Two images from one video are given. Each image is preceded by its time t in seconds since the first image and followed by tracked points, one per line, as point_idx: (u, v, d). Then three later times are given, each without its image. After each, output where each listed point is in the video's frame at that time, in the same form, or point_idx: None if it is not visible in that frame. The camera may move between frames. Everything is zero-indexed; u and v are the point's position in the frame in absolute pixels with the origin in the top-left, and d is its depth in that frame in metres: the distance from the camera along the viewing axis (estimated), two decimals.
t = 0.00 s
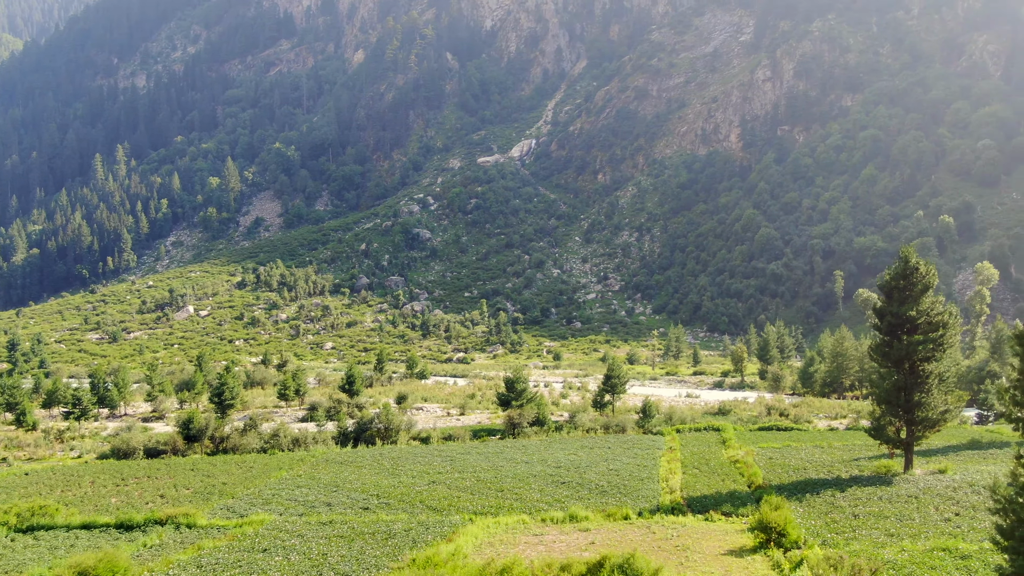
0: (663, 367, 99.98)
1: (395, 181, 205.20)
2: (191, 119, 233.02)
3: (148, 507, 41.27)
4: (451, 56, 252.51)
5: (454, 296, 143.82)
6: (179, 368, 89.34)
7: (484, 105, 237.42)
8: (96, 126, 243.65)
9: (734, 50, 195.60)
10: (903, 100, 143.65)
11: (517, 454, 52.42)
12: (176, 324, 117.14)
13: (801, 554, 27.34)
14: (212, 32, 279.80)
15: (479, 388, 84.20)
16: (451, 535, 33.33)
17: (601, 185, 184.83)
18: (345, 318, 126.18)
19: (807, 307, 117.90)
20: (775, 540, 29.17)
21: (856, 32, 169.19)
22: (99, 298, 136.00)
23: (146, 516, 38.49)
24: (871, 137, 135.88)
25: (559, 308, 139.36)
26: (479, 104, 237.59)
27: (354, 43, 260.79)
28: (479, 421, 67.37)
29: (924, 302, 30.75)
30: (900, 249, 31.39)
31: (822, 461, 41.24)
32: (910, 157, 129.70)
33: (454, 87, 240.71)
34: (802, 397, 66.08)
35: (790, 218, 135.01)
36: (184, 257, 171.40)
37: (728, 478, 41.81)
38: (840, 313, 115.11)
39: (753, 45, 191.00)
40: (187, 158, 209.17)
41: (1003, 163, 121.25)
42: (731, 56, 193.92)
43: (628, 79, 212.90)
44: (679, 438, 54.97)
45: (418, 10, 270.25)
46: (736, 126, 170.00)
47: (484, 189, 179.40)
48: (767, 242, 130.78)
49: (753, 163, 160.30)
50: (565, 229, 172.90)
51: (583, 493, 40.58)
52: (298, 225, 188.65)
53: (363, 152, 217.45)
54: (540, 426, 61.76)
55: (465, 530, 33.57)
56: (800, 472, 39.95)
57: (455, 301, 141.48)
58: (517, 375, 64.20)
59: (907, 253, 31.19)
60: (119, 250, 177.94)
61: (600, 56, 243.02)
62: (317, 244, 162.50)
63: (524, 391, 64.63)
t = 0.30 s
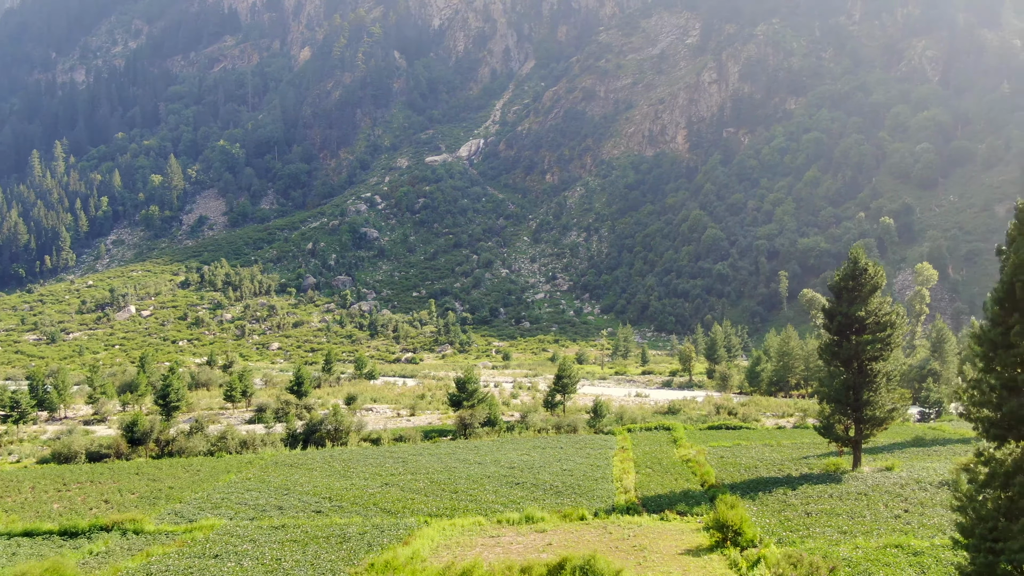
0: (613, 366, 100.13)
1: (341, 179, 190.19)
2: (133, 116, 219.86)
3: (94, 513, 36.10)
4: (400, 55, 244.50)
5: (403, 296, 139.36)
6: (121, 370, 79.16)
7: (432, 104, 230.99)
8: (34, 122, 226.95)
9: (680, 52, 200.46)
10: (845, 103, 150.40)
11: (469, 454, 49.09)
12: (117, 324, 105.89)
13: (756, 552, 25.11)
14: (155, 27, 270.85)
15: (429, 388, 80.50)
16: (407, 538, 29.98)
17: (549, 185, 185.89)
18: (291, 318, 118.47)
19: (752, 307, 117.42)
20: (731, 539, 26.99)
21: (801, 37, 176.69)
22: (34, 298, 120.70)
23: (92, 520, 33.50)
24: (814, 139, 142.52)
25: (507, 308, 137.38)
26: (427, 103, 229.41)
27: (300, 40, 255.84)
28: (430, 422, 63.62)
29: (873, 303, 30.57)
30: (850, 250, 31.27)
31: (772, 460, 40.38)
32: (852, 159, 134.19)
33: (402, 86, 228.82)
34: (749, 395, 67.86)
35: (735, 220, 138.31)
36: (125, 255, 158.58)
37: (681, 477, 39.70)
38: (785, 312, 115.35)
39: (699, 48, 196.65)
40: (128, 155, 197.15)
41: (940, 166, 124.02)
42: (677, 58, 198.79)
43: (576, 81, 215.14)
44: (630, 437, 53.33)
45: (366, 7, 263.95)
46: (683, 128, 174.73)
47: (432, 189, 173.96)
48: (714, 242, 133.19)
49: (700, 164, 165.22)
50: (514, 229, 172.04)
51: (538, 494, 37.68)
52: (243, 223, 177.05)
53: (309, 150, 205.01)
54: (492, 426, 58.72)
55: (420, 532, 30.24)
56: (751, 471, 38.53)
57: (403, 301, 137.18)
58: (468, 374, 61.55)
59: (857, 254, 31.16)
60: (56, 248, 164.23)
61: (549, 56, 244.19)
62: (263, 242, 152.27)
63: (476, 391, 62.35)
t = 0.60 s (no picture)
0: (561, 366, 99.57)
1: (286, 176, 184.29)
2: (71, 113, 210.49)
3: (32, 520, 31.10)
4: (346, 53, 237.50)
5: (350, 296, 131.03)
6: (60, 372, 69.79)
7: (379, 103, 225.17)
8: None
9: (626, 54, 205.70)
10: (787, 106, 157.29)
11: (421, 456, 45.43)
12: (55, 325, 94.26)
13: (714, 551, 23.41)
14: (95, 22, 265.92)
15: (378, 388, 75.69)
16: (363, 540, 26.63)
17: (498, 185, 182.35)
18: (235, 318, 109.26)
19: (698, 307, 118.85)
20: (688, 539, 25.08)
21: (745, 40, 184.72)
22: None
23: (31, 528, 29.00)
24: (758, 142, 147.99)
25: (456, 309, 134.36)
26: (374, 103, 224.45)
27: (245, 37, 246.41)
28: (379, 423, 58.72)
29: (822, 303, 30.68)
30: (799, 251, 31.34)
31: (724, 460, 39.71)
32: (796, 161, 138.00)
33: (349, 84, 223.94)
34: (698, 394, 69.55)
35: (681, 220, 141.74)
36: (64, 253, 143.48)
37: (634, 477, 37.79)
38: (730, 311, 116.98)
39: (645, 51, 201.74)
40: (66, 152, 184.80)
41: (881, 169, 128.34)
42: (623, 60, 203.90)
43: (523, 81, 215.19)
44: (582, 437, 51.65)
45: (312, 3, 257.38)
46: (629, 129, 178.33)
47: (378, 188, 166.60)
48: (660, 242, 135.66)
49: (646, 164, 169.15)
50: (462, 229, 168.32)
51: (491, 495, 34.69)
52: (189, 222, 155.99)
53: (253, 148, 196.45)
54: (442, 427, 54.91)
55: (376, 535, 27.06)
56: (704, 470, 37.20)
57: (351, 301, 128.24)
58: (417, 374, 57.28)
59: (807, 255, 31.21)
60: None
61: (498, 55, 242.81)
62: (207, 241, 141.56)
63: (426, 392, 57.65)
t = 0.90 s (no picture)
0: (512, 367, 98.11)
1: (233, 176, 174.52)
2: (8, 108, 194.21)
3: None
4: (293, 51, 227.85)
5: (297, 296, 126.71)
6: None
7: (327, 101, 215.96)
8: None
9: (575, 55, 209.27)
10: (733, 108, 162.66)
11: (373, 457, 41.76)
12: None
13: (674, 550, 21.78)
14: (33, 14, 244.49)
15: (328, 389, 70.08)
16: (317, 544, 23.80)
17: (447, 185, 180.15)
18: (181, 318, 101.93)
19: (647, 307, 119.84)
20: (645, 539, 23.24)
21: (693, 42, 189.03)
22: None
23: None
24: (707, 145, 151.94)
25: (405, 309, 130.15)
26: (322, 100, 215.16)
27: (190, 33, 231.14)
28: (329, 425, 53.85)
29: (774, 303, 30.80)
30: (752, 252, 31.35)
31: (677, 459, 39.06)
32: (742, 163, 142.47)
33: (296, 82, 215.38)
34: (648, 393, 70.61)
35: (630, 220, 144.11)
36: None
37: (589, 477, 35.89)
38: (679, 312, 118.66)
39: (594, 51, 205.80)
40: None
41: (826, 172, 133.22)
42: (573, 61, 206.83)
43: (472, 81, 213.01)
44: (535, 437, 49.83)
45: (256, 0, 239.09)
46: (578, 130, 181.24)
47: (327, 186, 161.65)
48: (609, 243, 137.24)
49: (595, 165, 171.20)
50: (411, 228, 164.93)
51: (446, 497, 31.83)
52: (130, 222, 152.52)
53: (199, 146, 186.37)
54: (394, 429, 50.86)
55: (331, 540, 24.09)
56: (660, 469, 36.01)
57: (298, 301, 124.62)
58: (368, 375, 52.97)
59: (758, 257, 31.27)
60: None
61: (446, 54, 239.40)
62: (149, 241, 130.42)
63: (378, 392, 53.72)
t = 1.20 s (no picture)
0: (455, 367, 96.05)
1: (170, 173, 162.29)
2: None
3: None
4: (232, 47, 217.91)
5: (235, 296, 118.40)
6: None
7: (267, 99, 205.49)
8: None
9: (517, 56, 210.75)
10: (673, 110, 167.67)
11: (319, 460, 37.96)
12: None
13: (627, 549, 20.06)
14: None
15: (269, 391, 64.49)
16: (267, 549, 20.94)
17: (389, 185, 176.20)
18: (114, 319, 92.98)
19: (589, 307, 121.28)
20: (597, 540, 21.39)
21: (634, 45, 194.23)
22: None
23: None
24: (648, 146, 155.86)
25: (347, 309, 124.35)
26: (261, 98, 204.50)
27: (125, 28, 222.72)
28: (272, 428, 49.55)
29: (721, 304, 30.98)
30: (699, 253, 31.40)
31: (624, 459, 37.81)
32: (681, 165, 146.95)
33: (235, 78, 204.42)
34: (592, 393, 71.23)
35: (572, 221, 146.26)
36: None
37: (537, 478, 33.71)
38: (620, 312, 120.04)
39: (536, 52, 208.37)
40: None
41: (764, 173, 138.06)
42: (515, 62, 208.28)
43: (414, 80, 209.60)
44: (482, 438, 47.47)
45: None
46: (520, 130, 181.93)
47: (267, 185, 153.35)
48: (552, 243, 138.27)
49: (537, 166, 172.63)
50: (352, 228, 158.79)
51: (396, 499, 28.94)
52: (61, 220, 142.50)
53: (134, 143, 175.34)
54: (339, 430, 47.63)
55: (282, 545, 21.24)
56: (608, 469, 34.29)
57: (238, 301, 116.44)
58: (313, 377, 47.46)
59: (705, 258, 31.37)
60: None
61: (388, 54, 233.27)
62: (82, 241, 121.97)
63: (322, 394, 48.30)
